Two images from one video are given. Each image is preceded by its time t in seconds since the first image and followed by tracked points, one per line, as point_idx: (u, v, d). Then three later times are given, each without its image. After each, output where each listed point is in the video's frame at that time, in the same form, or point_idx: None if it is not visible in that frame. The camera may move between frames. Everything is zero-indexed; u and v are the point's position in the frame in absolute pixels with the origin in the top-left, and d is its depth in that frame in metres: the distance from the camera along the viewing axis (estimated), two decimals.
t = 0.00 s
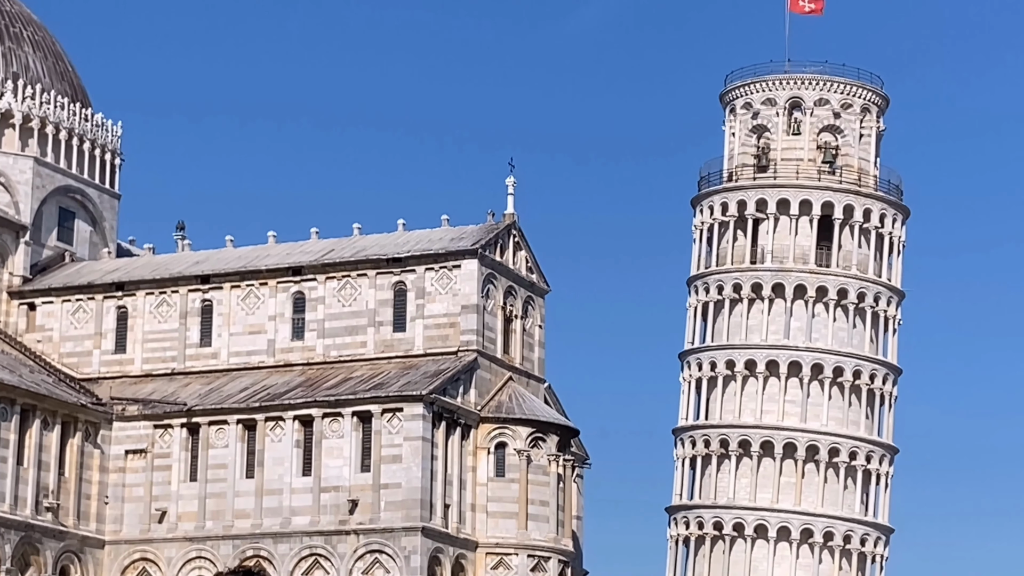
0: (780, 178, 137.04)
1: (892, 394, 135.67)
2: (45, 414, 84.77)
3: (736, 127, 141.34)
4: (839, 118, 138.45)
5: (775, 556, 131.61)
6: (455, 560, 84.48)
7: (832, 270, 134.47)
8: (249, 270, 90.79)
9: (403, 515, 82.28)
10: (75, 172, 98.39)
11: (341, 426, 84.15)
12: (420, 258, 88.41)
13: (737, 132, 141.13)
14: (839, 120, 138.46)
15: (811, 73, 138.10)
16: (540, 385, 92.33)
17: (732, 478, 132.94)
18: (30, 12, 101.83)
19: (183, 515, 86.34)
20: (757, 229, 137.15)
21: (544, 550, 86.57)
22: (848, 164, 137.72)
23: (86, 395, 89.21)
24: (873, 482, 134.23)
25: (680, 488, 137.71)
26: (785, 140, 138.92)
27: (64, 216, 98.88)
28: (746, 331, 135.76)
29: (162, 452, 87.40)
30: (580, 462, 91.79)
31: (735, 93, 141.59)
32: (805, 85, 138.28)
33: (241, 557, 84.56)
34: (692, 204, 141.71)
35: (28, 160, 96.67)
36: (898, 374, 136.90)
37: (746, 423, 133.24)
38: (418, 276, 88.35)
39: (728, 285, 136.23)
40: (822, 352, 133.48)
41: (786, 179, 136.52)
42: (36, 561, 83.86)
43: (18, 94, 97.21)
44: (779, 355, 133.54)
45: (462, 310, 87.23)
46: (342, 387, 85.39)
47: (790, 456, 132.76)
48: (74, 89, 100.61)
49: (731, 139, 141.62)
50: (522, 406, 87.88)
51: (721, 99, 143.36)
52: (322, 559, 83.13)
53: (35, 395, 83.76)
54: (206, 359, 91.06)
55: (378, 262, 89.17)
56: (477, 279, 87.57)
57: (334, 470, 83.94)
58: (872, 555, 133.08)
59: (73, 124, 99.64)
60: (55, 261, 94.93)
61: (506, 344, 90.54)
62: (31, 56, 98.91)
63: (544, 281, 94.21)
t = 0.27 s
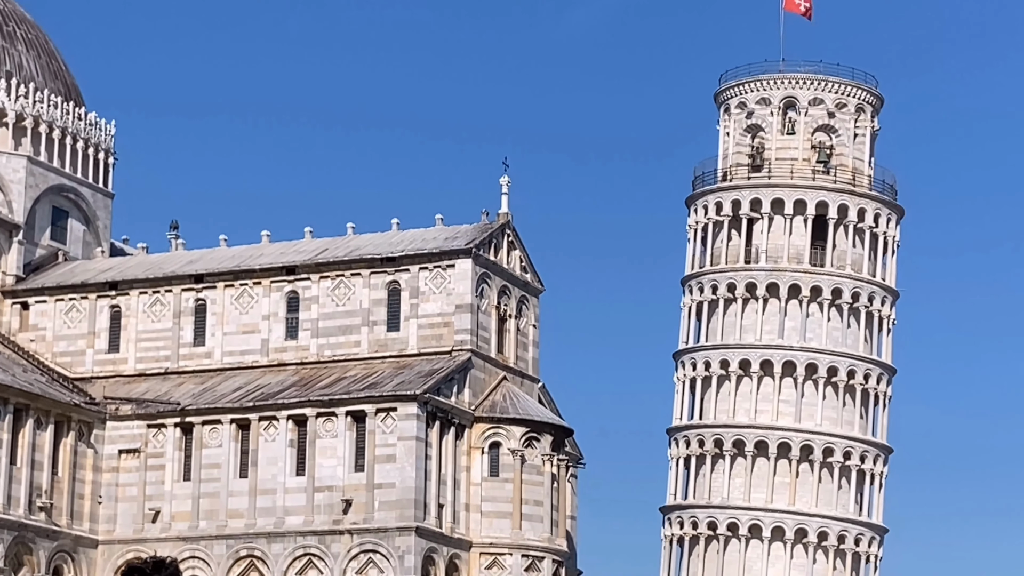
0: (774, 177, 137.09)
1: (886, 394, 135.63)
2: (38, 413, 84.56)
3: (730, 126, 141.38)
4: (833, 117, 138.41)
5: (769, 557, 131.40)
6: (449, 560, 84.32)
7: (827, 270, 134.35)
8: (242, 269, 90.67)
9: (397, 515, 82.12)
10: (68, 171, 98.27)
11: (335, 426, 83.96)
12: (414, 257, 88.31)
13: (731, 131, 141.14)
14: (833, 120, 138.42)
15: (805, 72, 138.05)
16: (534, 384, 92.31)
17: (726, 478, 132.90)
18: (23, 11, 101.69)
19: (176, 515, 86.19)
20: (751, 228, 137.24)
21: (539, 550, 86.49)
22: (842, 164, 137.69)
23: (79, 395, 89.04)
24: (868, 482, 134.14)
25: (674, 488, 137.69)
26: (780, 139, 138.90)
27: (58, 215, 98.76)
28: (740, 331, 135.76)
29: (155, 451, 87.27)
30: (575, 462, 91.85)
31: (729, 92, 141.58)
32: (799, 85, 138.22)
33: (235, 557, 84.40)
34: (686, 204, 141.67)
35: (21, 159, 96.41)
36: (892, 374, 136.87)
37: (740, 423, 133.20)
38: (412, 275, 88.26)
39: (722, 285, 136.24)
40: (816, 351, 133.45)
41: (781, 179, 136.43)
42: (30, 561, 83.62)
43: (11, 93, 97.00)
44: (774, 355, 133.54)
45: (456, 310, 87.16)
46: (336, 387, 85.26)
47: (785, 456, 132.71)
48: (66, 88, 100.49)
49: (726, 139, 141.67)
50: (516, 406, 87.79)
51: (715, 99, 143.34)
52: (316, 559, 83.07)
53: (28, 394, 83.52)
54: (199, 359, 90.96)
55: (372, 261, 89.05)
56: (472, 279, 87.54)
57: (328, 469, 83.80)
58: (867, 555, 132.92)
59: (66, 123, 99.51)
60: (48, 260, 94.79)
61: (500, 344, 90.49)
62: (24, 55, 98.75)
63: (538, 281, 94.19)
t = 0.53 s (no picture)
0: (768, 176, 137.21)
1: (881, 393, 135.63)
2: (31, 413, 84.36)
3: (725, 125, 141.63)
4: (828, 117, 138.22)
5: (764, 556, 131.25)
6: (443, 560, 84.13)
7: (822, 270, 134.22)
8: (237, 269, 90.52)
9: (391, 515, 81.86)
10: (62, 170, 98.17)
11: (329, 425, 83.88)
12: (408, 257, 88.17)
13: (726, 130, 141.37)
14: (828, 120, 138.24)
15: (800, 72, 137.86)
16: (528, 384, 92.28)
17: (720, 478, 132.91)
18: (17, 9, 101.56)
19: (170, 515, 86.14)
20: (746, 228, 137.31)
21: (533, 550, 86.30)
22: (837, 164, 137.54)
23: (73, 394, 88.88)
24: (862, 482, 134.11)
25: (669, 488, 137.74)
26: (775, 139, 138.90)
27: (51, 213, 98.66)
28: (734, 331, 135.74)
29: (149, 451, 87.23)
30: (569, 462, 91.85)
31: (724, 92, 141.71)
32: (794, 84, 138.08)
33: (228, 557, 84.25)
34: (680, 203, 141.65)
35: (15, 158, 96.06)
36: (887, 374, 136.83)
37: (735, 422, 133.18)
38: (406, 274, 88.14)
39: (717, 284, 136.22)
40: (811, 351, 133.40)
41: (776, 178, 136.25)
42: (23, 560, 83.47)
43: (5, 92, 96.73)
44: (768, 355, 133.50)
45: (450, 310, 86.92)
46: (330, 386, 85.13)
47: (779, 456, 132.68)
48: (60, 86, 100.42)
49: (721, 138, 141.95)
50: (511, 405, 87.68)
51: (710, 98, 143.46)
52: (310, 558, 82.88)
53: (22, 394, 83.30)
54: (193, 358, 90.81)
55: (366, 260, 88.91)
56: (466, 279, 87.30)
57: (322, 469, 83.69)
58: (861, 555, 132.88)
59: (60, 122, 99.41)
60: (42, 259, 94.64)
61: (495, 343, 90.42)
62: (18, 53, 98.60)
63: (532, 280, 94.12)
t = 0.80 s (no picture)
0: (764, 177, 136.81)
1: (876, 393, 135.51)
2: (25, 412, 84.26)
3: (720, 125, 140.86)
4: (823, 116, 138.32)
5: (758, 556, 131.46)
6: (438, 560, 84.12)
7: (817, 270, 134.49)
8: (231, 268, 90.38)
9: (386, 514, 81.95)
10: (56, 169, 97.98)
11: (324, 425, 83.70)
12: (403, 256, 88.07)
13: (721, 130, 140.74)
14: (824, 119, 138.35)
15: (795, 71, 137.86)
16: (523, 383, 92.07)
17: (716, 477, 132.82)
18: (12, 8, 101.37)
19: (164, 514, 85.90)
20: (742, 227, 136.91)
21: (528, 549, 86.34)
22: (832, 163, 137.50)
23: (67, 393, 88.74)
24: (857, 482, 134.08)
25: (664, 488, 137.59)
26: (770, 138, 138.72)
27: (46, 213, 98.49)
28: (729, 331, 135.62)
29: (143, 450, 86.93)
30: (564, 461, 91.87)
31: (718, 91, 141.28)
32: (789, 84, 138.11)
33: (223, 557, 84.15)
34: (676, 203, 141.52)
35: (9, 156, 96.32)
36: (882, 374, 136.79)
37: (730, 422, 133.15)
38: (401, 274, 88.04)
39: (712, 284, 136.14)
40: (806, 351, 133.40)
41: (772, 178, 136.10)
42: (17, 560, 83.38)
43: None
44: (763, 355, 133.50)
45: (445, 309, 86.95)
46: (325, 386, 84.98)
47: (774, 456, 132.67)
48: (55, 85, 100.23)
49: (716, 137, 141.37)
50: (506, 405, 87.51)
51: (705, 97, 143.13)
52: (304, 558, 82.82)
53: (16, 394, 83.21)
54: (188, 357, 90.66)
55: (361, 260, 88.76)
56: (461, 278, 87.29)
57: (317, 469, 83.50)
58: (856, 555, 132.87)
59: (54, 121, 99.22)
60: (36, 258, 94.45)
61: (490, 342, 90.42)
62: (13, 52, 98.43)
63: (527, 280, 93.99)
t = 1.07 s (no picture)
0: (759, 176, 136.84)
1: (871, 393, 135.47)
2: (20, 411, 84.16)
3: (716, 125, 140.86)
4: (819, 116, 138.36)
5: (753, 556, 131.39)
6: (433, 560, 83.99)
7: (812, 269, 134.26)
8: (226, 267, 90.26)
9: (382, 514, 81.82)
10: (50, 168, 97.83)
11: (319, 424, 83.62)
12: (398, 256, 87.96)
13: (716, 129, 140.66)
14: (819, 118, 138.41)
15: (791, 70, 137.92)
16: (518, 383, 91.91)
17: (711, 477, 132.75)
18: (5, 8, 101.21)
19: (159, 514, 85.79)
20: (737, 226, 136.91)
21: (523, 549, 86.19)
22: (827, 163, 137.47)
23: (61, 393, 88.65)
24: (853, 481, 134.04)
25: (659, 488, 137.40)
26: (765, 138, 138.66)
27: (40, 212, 98.32)
28: (725, 330, 135.42)
29: (138, 450, 86.80)
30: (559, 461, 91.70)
31: (714, 91, 141.27)
32: (785, 83, 138.09)
33: (217, 556, 84.00)
34: (671, 203, 141.36)
35: (4, 155, 96.08)
36: (878, 373, 136.73)
37: (725, 422, 133.07)
38: (396, 273, 87.94)
39: (707, 284, 135.99)
40: (802, 350, 133.37)
41: (767, 177, 136.33)
42: (10, 560, 83.29)
43: None
44: (759, 354, 133.43)
45: (440, 308, 86.86)
46: (319, 385, 84.88)
47: (770, 456, 132.62)
48: (49, 84, 100.06)
49: (711, 137, 141.26)
50: (501, 404, 87.37)
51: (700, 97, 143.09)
52: (299, 558, 82.67)
53: (10, 393, 83.12)
54: (182, 357, 90.50)
55: (356, 259, 88.65)
56: (456, 277, 87.19)
57: (312, 468, 83.41)
58: (851, 555, 132.85)
59: (49, 120, 99.04)
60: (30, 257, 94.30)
61: (485, 342, 90.25)
62: (7, 51, 98.30)
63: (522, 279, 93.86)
